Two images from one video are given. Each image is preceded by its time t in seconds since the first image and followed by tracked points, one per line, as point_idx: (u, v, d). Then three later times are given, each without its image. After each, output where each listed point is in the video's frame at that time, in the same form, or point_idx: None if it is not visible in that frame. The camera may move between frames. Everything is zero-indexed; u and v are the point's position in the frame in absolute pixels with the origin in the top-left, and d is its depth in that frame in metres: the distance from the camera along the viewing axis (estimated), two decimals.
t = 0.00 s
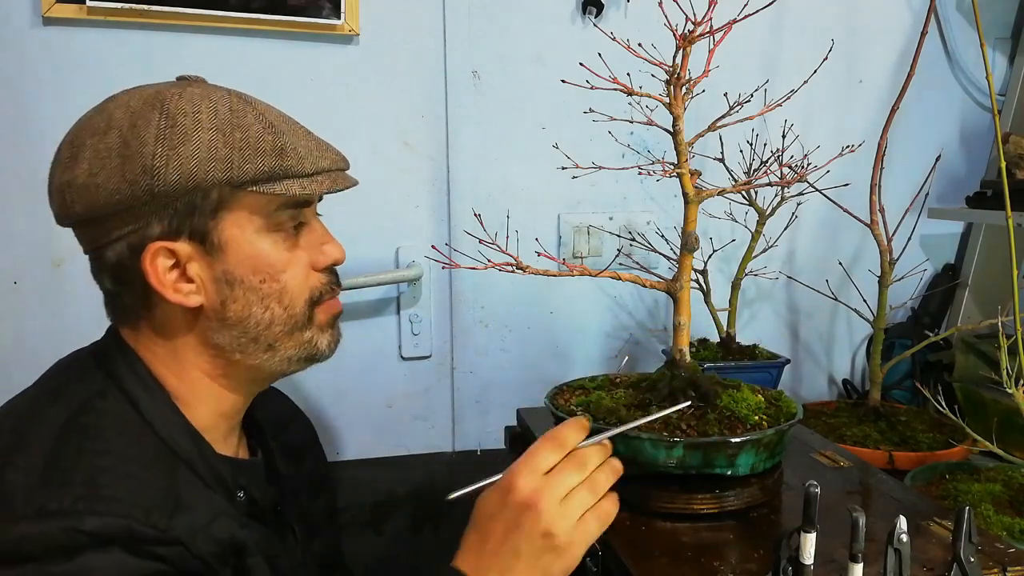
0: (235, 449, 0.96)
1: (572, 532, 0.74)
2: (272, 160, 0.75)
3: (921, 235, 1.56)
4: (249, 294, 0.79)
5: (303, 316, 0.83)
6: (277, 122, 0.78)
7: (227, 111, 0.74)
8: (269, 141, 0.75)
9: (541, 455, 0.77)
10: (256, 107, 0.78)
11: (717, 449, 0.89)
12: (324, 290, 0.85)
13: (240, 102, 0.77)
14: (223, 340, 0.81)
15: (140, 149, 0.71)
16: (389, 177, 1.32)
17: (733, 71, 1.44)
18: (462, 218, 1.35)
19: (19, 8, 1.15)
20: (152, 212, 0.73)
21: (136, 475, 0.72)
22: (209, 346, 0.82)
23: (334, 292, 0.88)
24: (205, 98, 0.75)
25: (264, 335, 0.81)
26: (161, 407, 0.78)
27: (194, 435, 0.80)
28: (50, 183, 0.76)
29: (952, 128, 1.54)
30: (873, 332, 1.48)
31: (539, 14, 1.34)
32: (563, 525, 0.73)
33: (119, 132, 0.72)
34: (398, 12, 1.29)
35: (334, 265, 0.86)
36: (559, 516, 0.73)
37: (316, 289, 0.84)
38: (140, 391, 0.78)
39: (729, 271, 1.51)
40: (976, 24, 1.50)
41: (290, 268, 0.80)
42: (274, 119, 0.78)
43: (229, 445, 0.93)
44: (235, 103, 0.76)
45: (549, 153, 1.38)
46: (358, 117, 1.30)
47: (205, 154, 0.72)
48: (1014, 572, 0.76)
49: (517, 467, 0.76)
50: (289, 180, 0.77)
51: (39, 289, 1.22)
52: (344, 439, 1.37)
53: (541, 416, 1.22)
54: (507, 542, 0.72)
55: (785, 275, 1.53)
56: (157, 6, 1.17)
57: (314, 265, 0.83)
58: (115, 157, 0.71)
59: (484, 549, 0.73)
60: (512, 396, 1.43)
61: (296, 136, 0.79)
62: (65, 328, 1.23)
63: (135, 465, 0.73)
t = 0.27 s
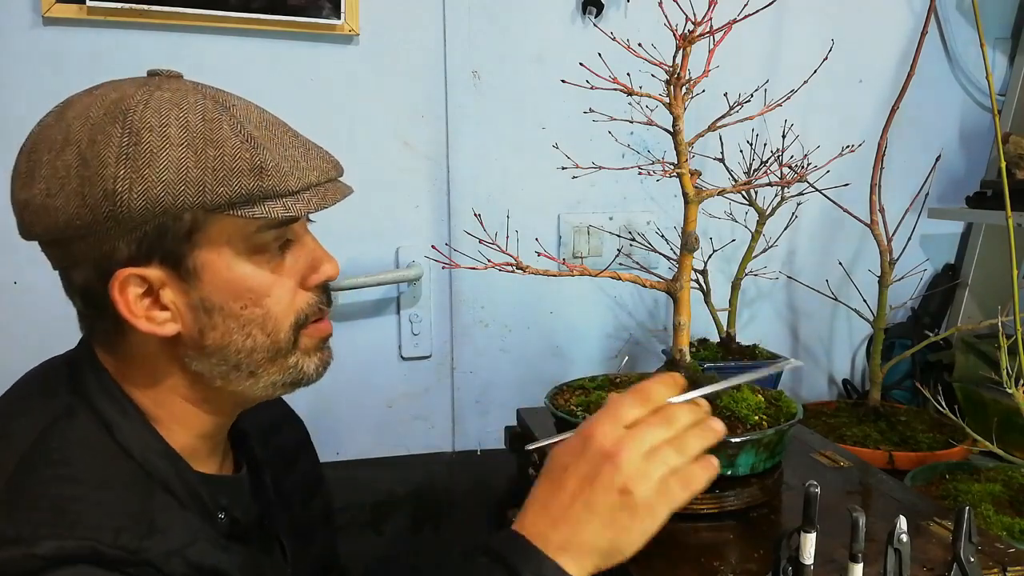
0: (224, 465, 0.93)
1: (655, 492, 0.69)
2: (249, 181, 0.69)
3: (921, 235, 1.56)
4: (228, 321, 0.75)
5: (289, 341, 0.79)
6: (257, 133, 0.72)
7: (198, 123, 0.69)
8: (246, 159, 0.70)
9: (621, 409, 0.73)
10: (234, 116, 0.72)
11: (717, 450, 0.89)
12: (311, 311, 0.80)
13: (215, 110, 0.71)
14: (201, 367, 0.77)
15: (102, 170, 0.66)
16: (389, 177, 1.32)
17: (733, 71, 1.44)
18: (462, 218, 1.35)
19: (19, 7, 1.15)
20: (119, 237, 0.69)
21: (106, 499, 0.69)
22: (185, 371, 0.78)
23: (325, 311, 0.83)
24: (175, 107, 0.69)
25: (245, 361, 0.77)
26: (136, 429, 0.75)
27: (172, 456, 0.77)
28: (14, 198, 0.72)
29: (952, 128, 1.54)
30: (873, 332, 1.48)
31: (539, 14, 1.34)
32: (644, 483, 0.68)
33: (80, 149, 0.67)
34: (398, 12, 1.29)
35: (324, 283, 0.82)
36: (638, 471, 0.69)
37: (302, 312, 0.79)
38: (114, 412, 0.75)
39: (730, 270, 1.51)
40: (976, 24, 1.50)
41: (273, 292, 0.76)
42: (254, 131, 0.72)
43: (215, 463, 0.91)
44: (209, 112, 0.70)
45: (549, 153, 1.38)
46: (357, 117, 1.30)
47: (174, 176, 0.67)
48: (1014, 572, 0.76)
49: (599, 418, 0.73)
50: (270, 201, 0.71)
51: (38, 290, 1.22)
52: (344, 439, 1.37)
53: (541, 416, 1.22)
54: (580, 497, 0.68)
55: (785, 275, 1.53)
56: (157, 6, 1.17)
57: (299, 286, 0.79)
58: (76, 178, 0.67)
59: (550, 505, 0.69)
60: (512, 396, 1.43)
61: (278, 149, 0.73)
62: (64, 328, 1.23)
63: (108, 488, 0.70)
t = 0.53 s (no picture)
0: (221, 483, 0.93)
1: None
2: (255, 194, 0.69)
3: (921, 235, 1.56)
4: (231, 339, 0.74)
5: (297, 357, 0.79)
6: (262, 141, 0.72)
7: (200, 130, 0.68)
8: (252, 171, 0.69)
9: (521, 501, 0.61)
10: (237, 122, 0.71)
11: (716, 450, 0.89)
12: (318, 327, 0.80)
13: (217, 116, 0.70)
14: (200, 386, 0.77)
15: (96, 181, 0.65)
16: (389, 177, 1.32)
17: (733, 71, 1.44)
18: (462, 218, 1.35)
19: (19, 7, 1.15)
20: (113, 251, 0.68)
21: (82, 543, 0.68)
22: (183, 391, 0.78)
23: (337, 322, 0.83)
24: (176, 114, 0.68)
25: (249, 381, 0.77)
26: (122, 457, 0.75)
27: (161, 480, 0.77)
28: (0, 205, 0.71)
29: (952, 128, 1.54)
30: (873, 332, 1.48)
31: (539, 14, 1.34)
32: None
33: (73, 157, 0.66)
34: (398, 12, 1.29)
35: (333, 296, 0.81)
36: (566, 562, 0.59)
37: (309, 328, 0.79)
38: (98, 433, 0.75)
39: (730, 271, 1.51)
40: (976, 24, 1.50)
41: (278, 310, 0.76)
42: (259, 138, 0.71)
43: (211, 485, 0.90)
44: (211, 119, 0.70)
45: (549, 153, 1.38)
46: (357, 118, 1.30)
47: (174, 187, 0.66)
48: (1014, 572, 0.76)
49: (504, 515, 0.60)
50: (278, 215, 0.71)
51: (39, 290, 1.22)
52: (344, 439, 1.37)
53: (541, 416, 1.22)
54: None
55: (785, 275, 1.53)
56: (157, 5, 1.17)
57: (305, 301, 0.78)
58: (68, 189, 0.66)
59: None
60: (512, 396, 1.43)
61: (284, 158, 0.72)
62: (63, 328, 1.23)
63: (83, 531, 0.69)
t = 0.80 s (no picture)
0: (218, 497, 0.92)
1: None
2: (274, 189, 0.70)
3: (921, 235, 1.56)
4: (250, 340, 0.75)
5: (311, 354, 0.80)
6: (272, 135, 0.72)
7: (209, 127, 0.68)
8: (268, 166, 0.70)
9: None
10: (243, 117, 0.71)
11: (717, 449, 0.89)
12: (330, 319, 0.81)
13: (222, 112, 0.70)
14: (218, 392, 0.77)
15: (109, 189, 0.65)
16: (389, 178, 1.32)
17: (733, 70, 1.44)
18: (462, 219, 1.35)
19: (19, 7, 1.15)
20: (128, 261, 0.68)
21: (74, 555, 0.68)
22: (199, 398, 0.78)
23: (342, 317, 0.84)
24: (182, 115, 0.68)
25: (267, 381, 0.78)
26: (117, 471, 0.75)
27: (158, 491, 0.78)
28: None
29: (952, 128, 1.54)
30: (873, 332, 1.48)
31: (539, 14, 1.34)
32: None
33: (78, 165, 0.65)
34: (398, 12, 1.29)
35: (339, 289, 0.83)
36: None
37: (322, 322, 0.80)
38: (95, 443, 0.75)
39: (730, 270, 1.51)
40: (977, 24, 1.50)
41: (294, 307, 0.76)
42: (269, 133, 0.72)
43: (209, 494, 0.91)
44: (217, 116, 0.70)
45: (549, 153, 1.38)
46: (357, 118, 1.30)
47: (192, 190, 0.66)
48: (1014, 572, 0.76)
49: None
50: (294, 209, 0.72)
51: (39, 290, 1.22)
52: (344, 439, 1.37)
53: (541, 416, 1.22)
54: None
55: (785, 275, 1.53)
56: (157, 5, 1.17)
57: (316, 296, 0.79)
58: (78, 199, 0.65)
59: None
60: (512, 396, 1.43)
61: (295, 151, 0.73)
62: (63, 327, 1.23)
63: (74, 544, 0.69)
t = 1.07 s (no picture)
0: (220, 499, 0.93)
1: None
2: (271, 180, 0.70)
3: (921, 235, 1.56)
4: (254, 334, 0.76)
5: (315, 344, 0.81)
6: (264, 127, 0.72)
7: (201, 123, 0.68)
8: (265, 157, 0.70)
9: None
10: (233, 110, 0.72)
11: (717, 449, 0.89)
12: (332, 309, 0.82)
13: (212, 107, 0.70)
14: (225, 388, 0.78)
15: (108, 190, 0.65)
16: (389, 177, 1.32)
17: (733, 70, 1.44)
18: (462, 219, 1.35)
19: (19, 7, 1.15)
20: (130, 262, 0.68)
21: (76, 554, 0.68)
22: (205, 396, 0.79)
23: (342, 307, 0.85)
24: (174, 112, 0.68)
25: (273, 374, 0.78)
26: (121, 474, 0.76)
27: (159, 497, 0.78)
28: None
29: (952, 128, 1.54)
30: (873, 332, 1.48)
31: (539, 14, 1.34)
32: None
33: (75, 168, 0.65)
34: (398, 12, 1.29)
35: (337, 279, 0.84)
36: None
37: (324, 313, 0.81)
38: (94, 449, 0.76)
39: (730, 270, 1.51)
40: (976, 24, 1.50)
41: (296, 298, 0.78)
42: (261, 125, 0.72)
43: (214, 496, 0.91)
44: (210, 112, 0.70)
45: (549, 153, 1.38)
46: (357, 118, 1.30)
47: (192, 185, 0.66)
48: (1014, 572, 0.76)
49: None
50: (292, 199, 0.72)
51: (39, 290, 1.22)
52: (344, 439, 1.37)
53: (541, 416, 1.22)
54: None
55: (785, 275, 1.53)
56: (157, 5, 1.17)
57: (316, 287, 0.80)
58: (77, 202, 0.65)
59: None
60: (512, 396, 1.43)
61: (288, 142, 0.74)
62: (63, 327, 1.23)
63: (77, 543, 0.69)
